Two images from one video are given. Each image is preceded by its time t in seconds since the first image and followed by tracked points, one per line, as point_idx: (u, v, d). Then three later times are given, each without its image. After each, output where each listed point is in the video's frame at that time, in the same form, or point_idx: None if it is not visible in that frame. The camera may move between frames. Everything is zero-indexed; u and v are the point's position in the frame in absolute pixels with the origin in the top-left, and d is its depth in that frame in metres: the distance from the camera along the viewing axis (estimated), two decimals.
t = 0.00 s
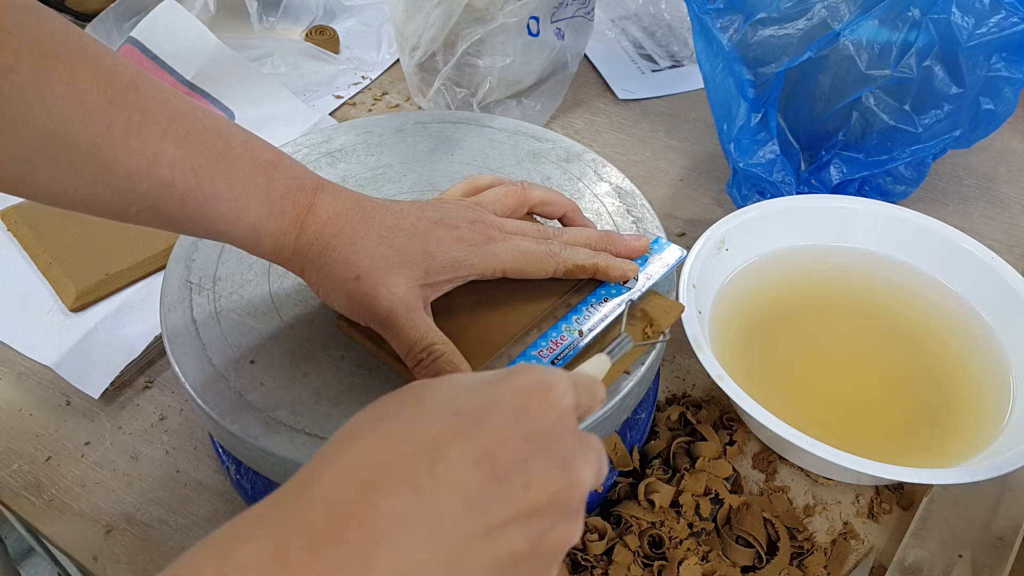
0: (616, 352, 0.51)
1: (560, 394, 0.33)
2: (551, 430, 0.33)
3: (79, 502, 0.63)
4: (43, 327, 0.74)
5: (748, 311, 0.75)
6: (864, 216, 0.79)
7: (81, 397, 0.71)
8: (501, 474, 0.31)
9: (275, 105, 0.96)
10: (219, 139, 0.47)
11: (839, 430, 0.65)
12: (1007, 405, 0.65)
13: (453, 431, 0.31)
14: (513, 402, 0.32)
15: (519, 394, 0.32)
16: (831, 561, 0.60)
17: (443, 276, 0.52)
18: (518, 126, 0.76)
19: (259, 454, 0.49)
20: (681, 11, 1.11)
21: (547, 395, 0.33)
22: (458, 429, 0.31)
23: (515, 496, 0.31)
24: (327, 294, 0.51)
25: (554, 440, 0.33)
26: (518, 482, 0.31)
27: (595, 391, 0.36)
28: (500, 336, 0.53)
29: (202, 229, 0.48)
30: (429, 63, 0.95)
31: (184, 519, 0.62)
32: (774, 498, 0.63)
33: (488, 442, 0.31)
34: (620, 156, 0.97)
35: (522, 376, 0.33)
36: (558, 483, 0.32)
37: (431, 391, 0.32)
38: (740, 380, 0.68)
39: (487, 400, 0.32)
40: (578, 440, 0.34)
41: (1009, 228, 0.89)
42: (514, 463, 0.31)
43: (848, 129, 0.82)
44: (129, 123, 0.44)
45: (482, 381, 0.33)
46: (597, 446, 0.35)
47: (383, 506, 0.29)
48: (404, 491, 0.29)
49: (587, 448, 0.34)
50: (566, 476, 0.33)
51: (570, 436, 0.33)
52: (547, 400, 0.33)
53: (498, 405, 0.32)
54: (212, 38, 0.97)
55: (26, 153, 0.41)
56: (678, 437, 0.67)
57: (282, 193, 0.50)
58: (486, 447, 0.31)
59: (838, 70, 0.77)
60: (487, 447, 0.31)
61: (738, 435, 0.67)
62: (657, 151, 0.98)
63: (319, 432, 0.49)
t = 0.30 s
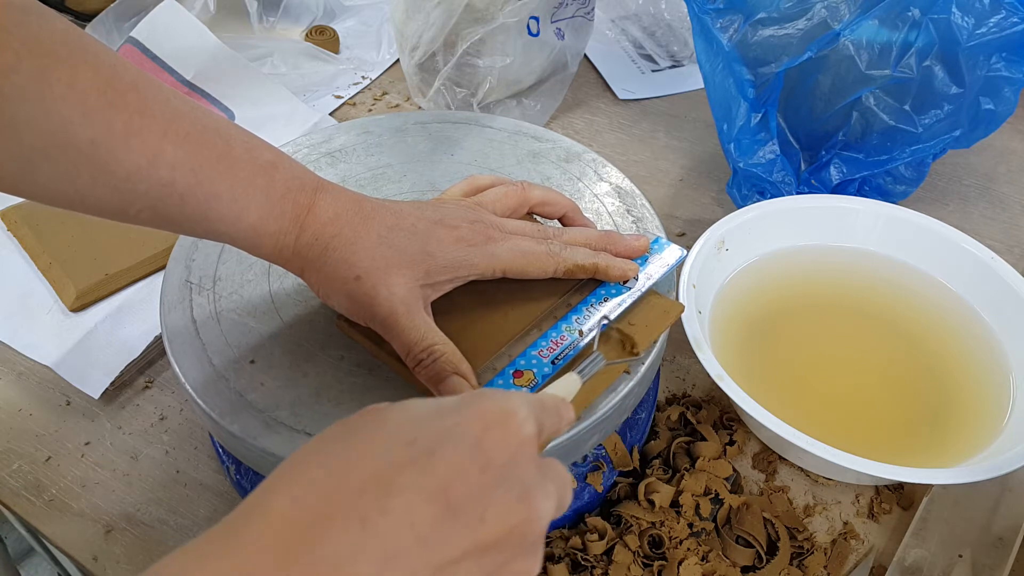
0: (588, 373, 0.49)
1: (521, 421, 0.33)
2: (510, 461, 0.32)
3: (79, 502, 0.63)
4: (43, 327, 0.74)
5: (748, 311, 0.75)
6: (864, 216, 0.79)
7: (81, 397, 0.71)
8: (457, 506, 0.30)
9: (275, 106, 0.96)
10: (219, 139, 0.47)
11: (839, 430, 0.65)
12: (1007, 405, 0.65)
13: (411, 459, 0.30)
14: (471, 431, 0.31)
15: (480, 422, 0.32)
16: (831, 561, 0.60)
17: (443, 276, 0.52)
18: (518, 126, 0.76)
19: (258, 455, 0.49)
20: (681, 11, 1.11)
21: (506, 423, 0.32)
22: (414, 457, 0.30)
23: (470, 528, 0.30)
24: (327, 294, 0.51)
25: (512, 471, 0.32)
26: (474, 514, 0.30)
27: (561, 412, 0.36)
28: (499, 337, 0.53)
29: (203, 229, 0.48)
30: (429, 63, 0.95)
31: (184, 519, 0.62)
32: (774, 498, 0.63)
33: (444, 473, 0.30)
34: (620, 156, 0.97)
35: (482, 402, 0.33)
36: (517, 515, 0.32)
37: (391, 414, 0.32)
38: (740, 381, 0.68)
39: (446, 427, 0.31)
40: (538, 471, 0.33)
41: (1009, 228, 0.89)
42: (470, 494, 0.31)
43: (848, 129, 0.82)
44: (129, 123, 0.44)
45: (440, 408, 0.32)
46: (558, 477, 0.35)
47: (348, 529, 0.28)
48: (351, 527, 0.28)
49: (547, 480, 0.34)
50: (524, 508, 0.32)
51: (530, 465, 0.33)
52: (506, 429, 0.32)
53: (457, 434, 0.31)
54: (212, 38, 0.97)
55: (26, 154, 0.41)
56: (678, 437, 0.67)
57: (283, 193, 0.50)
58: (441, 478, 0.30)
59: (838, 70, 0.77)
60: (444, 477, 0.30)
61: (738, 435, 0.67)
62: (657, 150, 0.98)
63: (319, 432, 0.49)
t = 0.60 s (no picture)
0: (548, 407, 0.49)
1: (472, 466, 0.29)
2: (456, 511, 0.28)
3: (79, 502, 0.63)
4: (43, 327, 0.74)
5: (748, 311, 0.75)
6: (864, 216, 0.79)
7: (81, 397, 0.71)
8: (395, 563, 0.26)
9: (275, 105, 0.96)
10: (220, 140, 0.47)
11: (840, 430, 0.65)
12: (1007, 405, 0.65)
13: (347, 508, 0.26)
14: (414, 476, 0.28)
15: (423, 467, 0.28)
16: (831, 561, 0.60)
17: (443, 276, 0.52)
18: (517, 126, 0.76)
19: (259, 456, 0.49)
20: (681, 11, 1.11)
21: (455, 468, 0.28)
22: (345, 508, 0.26)
23: None
24: (328, 295, 0.51)
25: (458, 524, 0.28)
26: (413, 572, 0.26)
27: (520, 447, 0.34)
28: (500, 338, 0.53)
29: (203, 230, 0.48)
30: (429, 63, 0.95)
31: (184, 519, 0.62)
32: (774, 498, 0.63)
33: (379, 524, 0.26)
34: (620, 156, 0.97)
35: (431, 443, 0.29)
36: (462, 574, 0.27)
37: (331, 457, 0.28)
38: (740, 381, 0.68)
39: (384, 473, 0.27)
40: (489, 522, 0.29)
41: (1009, 228, 0.89)
42: (409, 549, 0.26)
43: (848, 129, 0.82)
44: (130, 124, 0.43)
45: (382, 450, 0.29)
46: (512, 526, 0.30)
47: None
48: None
49: (497, 532, 0.29)
50: (471, 565, 0.28)
51: (478, 517, 0.28)
52: (454, 474, 0.28)
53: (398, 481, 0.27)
54: (213, 38, 0.97)
55: (26, 155, 0.41)
56: (679, 437, 0.67)
57: (283, 194, 0.50)
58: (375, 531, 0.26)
59: (838, 70, 0.77)
60: (379, 530, 0.26)
61: (738, 435, 0.67)
62: (657, 151, 0.98)
63: (319, 433, 0.49)
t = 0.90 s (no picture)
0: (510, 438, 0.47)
1: (421, 519, 0.32)
2: (401, 564, 0.30)
3: (79, 502, 0.63)
4: (44, 327, 0.74)
5: (748, 311, 0.75)
6: (864, 216, 0.79)
7: (81, 397, 0.71)
8: None
9: (275, 105, 0.96)
10: (220, 141, 0.47)
11: (840, 430, 0.65)
12: (1008, 405, 0.65)
13: (294, 561, 0.29)
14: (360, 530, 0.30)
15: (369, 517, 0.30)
16: (831, 561, 0.60)
17: (444, 276, 0.52)
18: (517, 126, 0.76)
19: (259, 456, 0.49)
20: (681, 11, 1.11)
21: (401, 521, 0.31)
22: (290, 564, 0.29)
23: None
24: (328, 295, 0.51)
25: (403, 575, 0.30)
26: None
27: (476, 488, 0.37)
28: (500, 338, 0.53)
29: (204, 231, 0.48)
30: (429, 63, 0.95)
31: (184, 519, 0.62)
32: (774, 498, 0.63)
33: None
34: (620, 156, 0.97)
35: (379, 496, 0.32)
36: None
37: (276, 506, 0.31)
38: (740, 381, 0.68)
39: (330, 528, 0.30)
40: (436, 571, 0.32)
41: (1009, 228, 0.89)
42: None
43: (847, 129, 0.82)
44: (130, 125, 0.43)
45: (330, 502, 0.31)
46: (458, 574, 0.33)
47: None
48: None
49: None
50: None
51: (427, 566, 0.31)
52: (400, 527, 0.31)
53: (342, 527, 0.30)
54: (213, 38, 0.97)
55: (26, 156, 0.41)
56: (679, 437, 0.67)
57: (284, 195, 0.50)
58: None
59: (838, 70, 0.77)
60: None
61: (738, 435, 0.67)
62: (657, 150, 0.98)
63: (320, 433, 0.49)
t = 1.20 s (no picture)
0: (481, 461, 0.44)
1: (368, 564, 0.30)
2: None
3: (79, 502, 0.63)
4: (44, 327, 0.74)
5: (748, 311, 0.75)
6: (864, 216, 0.79)
7: (81, 397, 0.71)
8: None
9: (275, 105, 0.96)
10: (220, 141, 0.47)
11: (840, 430, 0.65)
12: (1007, 405, 0.65)
13: None
14: None
15: (311, 566, 0.29)
16: (831, 561, 0.60)
17: (444, 277, 0.52)
18: (517, 126, 0.76)
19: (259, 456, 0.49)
20: (681, 10, 1.12)
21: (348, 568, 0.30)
22: None
23: None
24: (329, 295, 0.51)
25: None
26: None
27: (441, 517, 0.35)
28: (501, 338, 0.53)
29: (204, 232, 0.48)
30: (429, 63, 0.96)
31: (184, 519, 0.62)
32: (774, 498, 0.63)
33: None
34: (620, 156, 0.97)
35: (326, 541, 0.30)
36: None
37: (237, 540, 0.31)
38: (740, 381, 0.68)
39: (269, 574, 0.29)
40: None
41: (1009, 228, 0.89)
42: None
43: (847, 129, 0.82)
44: (130, 125, 0.43)
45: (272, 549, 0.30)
46: None
47: None
48: None
49: None
50: None
51: None
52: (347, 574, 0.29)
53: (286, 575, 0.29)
54: (213, 38, 0.97)
55: (26, 156, 0.41)
56: (679, 437, 0.67)
57: (284, 195, 0.50)
58: None
59: (838, 70, 0.77)
60: None
61: (738, 435, 0.67)
62: (657, 150, 0.98)
63: (320, 433, 0.49)
